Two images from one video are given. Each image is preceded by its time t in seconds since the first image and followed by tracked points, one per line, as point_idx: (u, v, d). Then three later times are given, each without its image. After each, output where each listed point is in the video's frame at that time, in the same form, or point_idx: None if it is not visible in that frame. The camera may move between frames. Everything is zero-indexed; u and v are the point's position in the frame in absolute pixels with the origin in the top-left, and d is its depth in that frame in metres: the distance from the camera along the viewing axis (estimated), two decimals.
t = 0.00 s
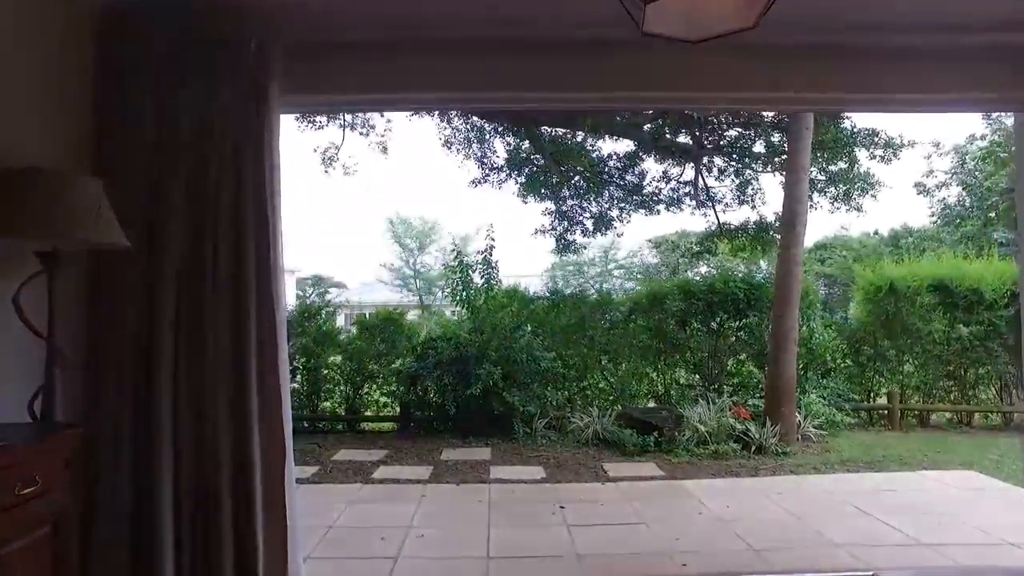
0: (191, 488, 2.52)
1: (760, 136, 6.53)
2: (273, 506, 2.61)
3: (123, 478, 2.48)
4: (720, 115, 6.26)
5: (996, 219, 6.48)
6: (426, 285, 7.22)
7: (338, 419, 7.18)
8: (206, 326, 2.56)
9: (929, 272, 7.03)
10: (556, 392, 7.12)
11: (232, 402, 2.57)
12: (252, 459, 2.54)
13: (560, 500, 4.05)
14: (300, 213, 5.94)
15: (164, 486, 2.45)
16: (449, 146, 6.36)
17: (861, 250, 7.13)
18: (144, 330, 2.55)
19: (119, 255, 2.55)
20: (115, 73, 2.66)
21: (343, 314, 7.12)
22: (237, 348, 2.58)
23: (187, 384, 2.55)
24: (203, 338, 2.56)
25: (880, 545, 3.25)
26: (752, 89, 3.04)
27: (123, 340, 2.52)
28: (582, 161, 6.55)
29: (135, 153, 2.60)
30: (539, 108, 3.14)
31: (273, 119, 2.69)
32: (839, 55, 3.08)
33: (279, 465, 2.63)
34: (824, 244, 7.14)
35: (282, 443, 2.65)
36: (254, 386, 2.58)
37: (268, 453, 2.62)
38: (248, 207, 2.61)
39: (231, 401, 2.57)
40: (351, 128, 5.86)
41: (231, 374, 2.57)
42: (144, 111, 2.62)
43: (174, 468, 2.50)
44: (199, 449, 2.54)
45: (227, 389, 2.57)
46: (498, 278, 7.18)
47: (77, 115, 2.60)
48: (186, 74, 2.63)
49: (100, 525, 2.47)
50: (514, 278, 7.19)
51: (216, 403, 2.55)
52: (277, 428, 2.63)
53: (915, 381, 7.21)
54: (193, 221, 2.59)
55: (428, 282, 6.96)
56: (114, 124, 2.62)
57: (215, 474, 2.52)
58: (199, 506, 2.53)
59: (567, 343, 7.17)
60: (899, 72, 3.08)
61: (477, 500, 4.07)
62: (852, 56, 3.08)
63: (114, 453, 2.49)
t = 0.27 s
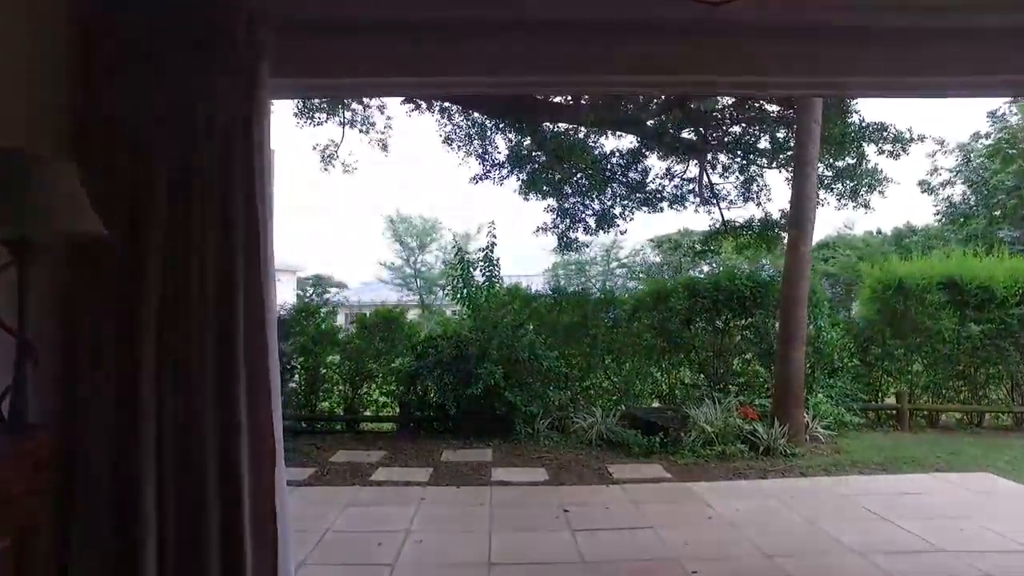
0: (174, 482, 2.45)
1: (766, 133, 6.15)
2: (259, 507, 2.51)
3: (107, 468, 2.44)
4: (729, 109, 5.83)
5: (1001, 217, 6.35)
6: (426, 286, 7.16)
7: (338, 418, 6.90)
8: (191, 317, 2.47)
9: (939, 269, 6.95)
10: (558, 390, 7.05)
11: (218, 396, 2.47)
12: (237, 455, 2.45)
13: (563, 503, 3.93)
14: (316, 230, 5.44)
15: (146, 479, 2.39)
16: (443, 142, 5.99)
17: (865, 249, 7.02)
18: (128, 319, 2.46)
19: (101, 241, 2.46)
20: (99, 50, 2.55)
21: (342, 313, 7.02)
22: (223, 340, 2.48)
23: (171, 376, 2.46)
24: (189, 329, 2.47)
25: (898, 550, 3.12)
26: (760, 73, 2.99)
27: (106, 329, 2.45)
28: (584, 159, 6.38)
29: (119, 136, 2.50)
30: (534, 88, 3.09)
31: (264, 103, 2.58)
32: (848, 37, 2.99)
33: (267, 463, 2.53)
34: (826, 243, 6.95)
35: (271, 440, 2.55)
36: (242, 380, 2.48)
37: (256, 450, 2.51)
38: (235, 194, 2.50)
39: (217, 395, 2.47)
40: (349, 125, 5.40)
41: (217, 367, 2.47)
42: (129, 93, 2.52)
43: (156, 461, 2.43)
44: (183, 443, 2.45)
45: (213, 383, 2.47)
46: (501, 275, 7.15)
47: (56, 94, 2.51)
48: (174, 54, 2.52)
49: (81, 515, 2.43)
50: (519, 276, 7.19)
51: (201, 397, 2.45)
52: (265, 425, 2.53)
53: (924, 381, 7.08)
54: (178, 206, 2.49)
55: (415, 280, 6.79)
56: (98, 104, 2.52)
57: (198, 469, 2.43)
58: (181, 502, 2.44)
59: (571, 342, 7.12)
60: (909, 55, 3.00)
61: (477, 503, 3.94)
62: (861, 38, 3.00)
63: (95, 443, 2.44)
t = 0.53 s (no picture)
0: (155, 492, 2.34)
1: (771, 129, 6.10)
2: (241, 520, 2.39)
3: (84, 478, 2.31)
4: (733, 105, 5.74)
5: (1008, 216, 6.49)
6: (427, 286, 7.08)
7: (334, 421, 6.97)
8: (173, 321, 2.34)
9: (952, 267, 6.79)
10: (561, 391, 6.91)
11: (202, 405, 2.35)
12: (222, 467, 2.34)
13: (567, 509, 3.82)
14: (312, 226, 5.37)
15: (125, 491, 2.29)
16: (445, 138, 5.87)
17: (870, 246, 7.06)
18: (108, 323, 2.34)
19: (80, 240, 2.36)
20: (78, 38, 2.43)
21: (342, 313, 6.96)
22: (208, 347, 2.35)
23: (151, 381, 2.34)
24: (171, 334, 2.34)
25: (915, 562, 2.98)
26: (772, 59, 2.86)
27: (86, 333, 2.34)
28: (589, 155, 6.21)
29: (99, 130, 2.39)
30: (536, 75, 2.97)
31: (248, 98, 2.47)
32: (862, 25, 2.85)
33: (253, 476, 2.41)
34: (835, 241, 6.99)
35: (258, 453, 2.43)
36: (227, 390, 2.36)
37: (240, 462, 2.38)
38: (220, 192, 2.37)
39: (200, 403, 2.35)
40: (350, 122, 5.47)
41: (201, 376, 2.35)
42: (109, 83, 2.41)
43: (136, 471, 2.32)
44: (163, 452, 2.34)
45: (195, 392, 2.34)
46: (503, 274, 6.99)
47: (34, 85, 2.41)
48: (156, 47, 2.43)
49: (53, 526, 2.32)
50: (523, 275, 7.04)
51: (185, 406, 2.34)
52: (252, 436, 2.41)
53: (935, 382, 6.95)
54: (160, 204, 2.36)
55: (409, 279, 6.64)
56: (76, 97, 2.42)
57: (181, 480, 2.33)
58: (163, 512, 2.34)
59: (576, 342, 6.96)
60: (927, 39, 2.85)
61: (479, 509, 3.82)
62: (877, 26, 2.85)
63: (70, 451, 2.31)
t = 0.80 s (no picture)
0: (140, 497, 2.24)
1: (778, 126, 6.28)
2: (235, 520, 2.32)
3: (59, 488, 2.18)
4: (738, 103, 6.05)
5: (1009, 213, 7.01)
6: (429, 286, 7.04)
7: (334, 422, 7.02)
8: (155, 317, 2.23)
9: (961, 266, 6.65)
10: (565, 391, 6.75)
11: (188, 404, 2.26)
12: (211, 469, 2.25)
13: (572, 515, 3.69)
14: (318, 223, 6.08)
15: (106, 499, 2.18)
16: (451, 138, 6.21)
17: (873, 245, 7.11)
18: (85, 321, 2.21)
19: (55, 232, 2.24)
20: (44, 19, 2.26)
21: (343, 313, 6.97)
22: (194, 343, 2.26)
23: (133, 381, 2.23)
24: (154, 333, 2.23)
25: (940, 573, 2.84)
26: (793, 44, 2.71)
27: (59, 331, 2.21)
28: (591, 154, 6.44)
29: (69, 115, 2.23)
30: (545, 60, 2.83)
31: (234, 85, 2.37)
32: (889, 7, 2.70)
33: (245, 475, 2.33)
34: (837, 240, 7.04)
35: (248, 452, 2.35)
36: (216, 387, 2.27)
37: (230, 462, 2.30)
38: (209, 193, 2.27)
39: (187, 402, 2.26)
40: (351, 120, 5.96)
41: (187, 374, 2.25)
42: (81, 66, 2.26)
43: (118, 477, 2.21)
44: (147, 455, 2.24)
45: (181, 392, 2.25)
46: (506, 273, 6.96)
47: None
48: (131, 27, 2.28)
49: (27, 543, 2.21)
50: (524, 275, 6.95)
51: (170, 406, 2.24)
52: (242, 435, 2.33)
53: (946, 382, 6.83)
54: (140, 195, 2.24)
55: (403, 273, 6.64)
56: (48, 87, 2.26)
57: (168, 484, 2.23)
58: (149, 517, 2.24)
59: (580, 343, 6.82)
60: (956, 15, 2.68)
61: (480, 515, 3.69)
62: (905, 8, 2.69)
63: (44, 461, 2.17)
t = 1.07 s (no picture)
0: (128, 488, 2.27)
1: (786, 122, 5.98)
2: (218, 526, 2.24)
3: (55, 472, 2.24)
4: (744, 98, 5.73)
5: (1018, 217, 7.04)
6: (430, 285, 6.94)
7: (334, 422, 6.91)
8: (145, 312, 2.24)
9: (972, 265, 6.53)
10: (569, 391, 6.63)
11: (176, 401, 2.24)
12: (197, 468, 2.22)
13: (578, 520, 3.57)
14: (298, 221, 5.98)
15: (90, 486, 2.22)
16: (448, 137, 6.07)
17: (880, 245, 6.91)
18: (71, 322, 2.23)
19: (40, 233, 2.24)
20: (44, 13, 2.28)
21: (343, 312, 6.86)
22: (184, 340, 2.24)
23: (124, 374, 2.25)
24: (143, 327, 2.24)
25: None
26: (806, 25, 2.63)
27: (48, 332, 2.23)
28: (594, 150, 6.25)
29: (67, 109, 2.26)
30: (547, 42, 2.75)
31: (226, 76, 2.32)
32: None
33: (232, 479, 2.27)
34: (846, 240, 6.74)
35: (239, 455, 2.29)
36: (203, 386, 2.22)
37: (217, 465, 2.24)
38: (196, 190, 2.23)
39: (175, 399, 2.24)
40: (351, 118, 5.83)
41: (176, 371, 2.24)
42: (69, 64, 2.27)
43: (104, 466, 2.24)
44: (135, 448, 2.25)
45: (169, 388, 2.24)
46: (509, 272, 6.85)
47: None
48: (128, 21, 2.29)
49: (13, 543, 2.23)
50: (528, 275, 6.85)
51: (158, 402, 2.23)
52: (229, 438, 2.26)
53: (958, 383, 6.71)
54: (133, 190, 2.26)
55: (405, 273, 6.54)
56: (38, 86, 2.26)
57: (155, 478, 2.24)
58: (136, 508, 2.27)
59: (585, 343, 6.69)
60: None
61: (484, 520, 3.58)
62: None
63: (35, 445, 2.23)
